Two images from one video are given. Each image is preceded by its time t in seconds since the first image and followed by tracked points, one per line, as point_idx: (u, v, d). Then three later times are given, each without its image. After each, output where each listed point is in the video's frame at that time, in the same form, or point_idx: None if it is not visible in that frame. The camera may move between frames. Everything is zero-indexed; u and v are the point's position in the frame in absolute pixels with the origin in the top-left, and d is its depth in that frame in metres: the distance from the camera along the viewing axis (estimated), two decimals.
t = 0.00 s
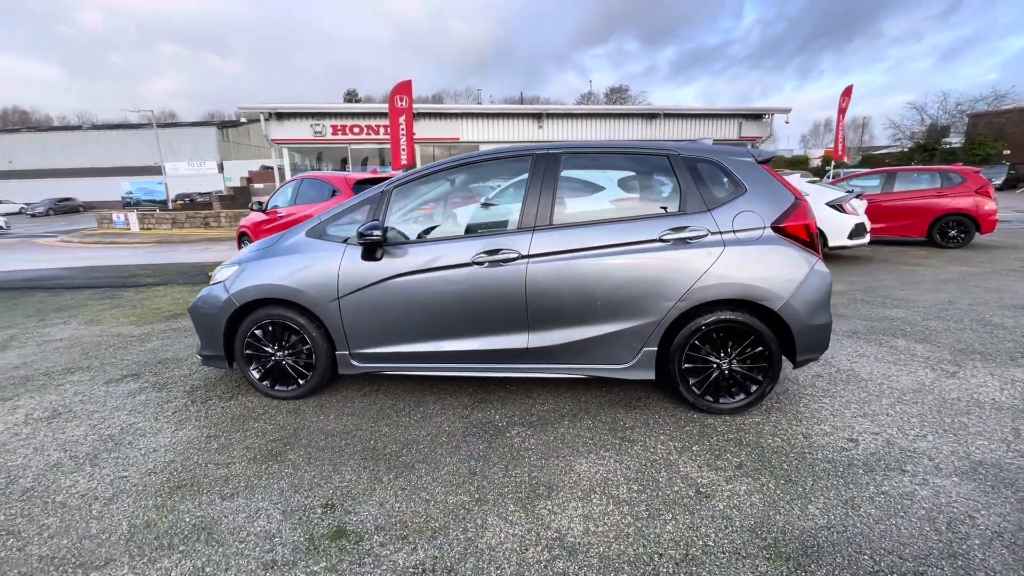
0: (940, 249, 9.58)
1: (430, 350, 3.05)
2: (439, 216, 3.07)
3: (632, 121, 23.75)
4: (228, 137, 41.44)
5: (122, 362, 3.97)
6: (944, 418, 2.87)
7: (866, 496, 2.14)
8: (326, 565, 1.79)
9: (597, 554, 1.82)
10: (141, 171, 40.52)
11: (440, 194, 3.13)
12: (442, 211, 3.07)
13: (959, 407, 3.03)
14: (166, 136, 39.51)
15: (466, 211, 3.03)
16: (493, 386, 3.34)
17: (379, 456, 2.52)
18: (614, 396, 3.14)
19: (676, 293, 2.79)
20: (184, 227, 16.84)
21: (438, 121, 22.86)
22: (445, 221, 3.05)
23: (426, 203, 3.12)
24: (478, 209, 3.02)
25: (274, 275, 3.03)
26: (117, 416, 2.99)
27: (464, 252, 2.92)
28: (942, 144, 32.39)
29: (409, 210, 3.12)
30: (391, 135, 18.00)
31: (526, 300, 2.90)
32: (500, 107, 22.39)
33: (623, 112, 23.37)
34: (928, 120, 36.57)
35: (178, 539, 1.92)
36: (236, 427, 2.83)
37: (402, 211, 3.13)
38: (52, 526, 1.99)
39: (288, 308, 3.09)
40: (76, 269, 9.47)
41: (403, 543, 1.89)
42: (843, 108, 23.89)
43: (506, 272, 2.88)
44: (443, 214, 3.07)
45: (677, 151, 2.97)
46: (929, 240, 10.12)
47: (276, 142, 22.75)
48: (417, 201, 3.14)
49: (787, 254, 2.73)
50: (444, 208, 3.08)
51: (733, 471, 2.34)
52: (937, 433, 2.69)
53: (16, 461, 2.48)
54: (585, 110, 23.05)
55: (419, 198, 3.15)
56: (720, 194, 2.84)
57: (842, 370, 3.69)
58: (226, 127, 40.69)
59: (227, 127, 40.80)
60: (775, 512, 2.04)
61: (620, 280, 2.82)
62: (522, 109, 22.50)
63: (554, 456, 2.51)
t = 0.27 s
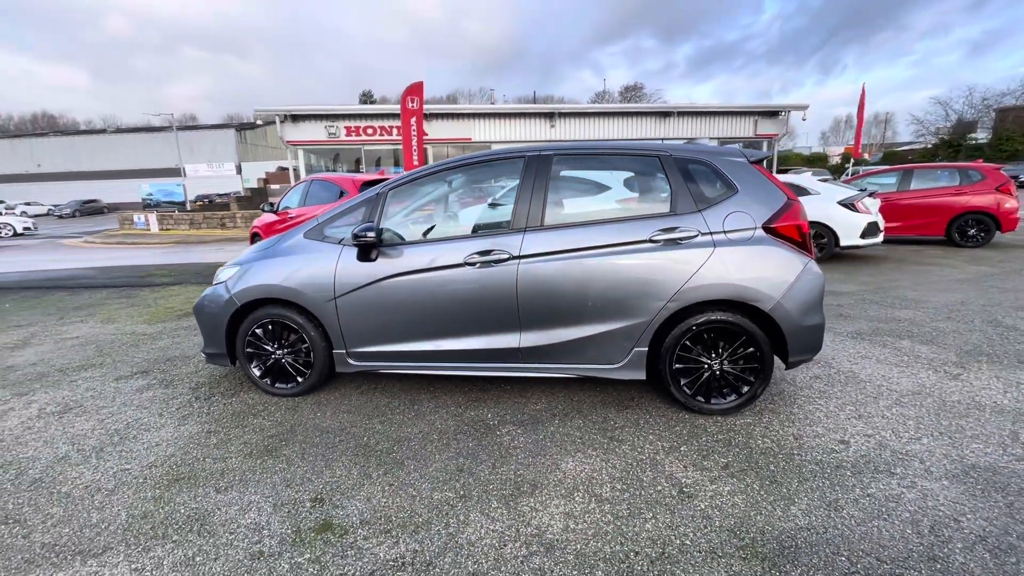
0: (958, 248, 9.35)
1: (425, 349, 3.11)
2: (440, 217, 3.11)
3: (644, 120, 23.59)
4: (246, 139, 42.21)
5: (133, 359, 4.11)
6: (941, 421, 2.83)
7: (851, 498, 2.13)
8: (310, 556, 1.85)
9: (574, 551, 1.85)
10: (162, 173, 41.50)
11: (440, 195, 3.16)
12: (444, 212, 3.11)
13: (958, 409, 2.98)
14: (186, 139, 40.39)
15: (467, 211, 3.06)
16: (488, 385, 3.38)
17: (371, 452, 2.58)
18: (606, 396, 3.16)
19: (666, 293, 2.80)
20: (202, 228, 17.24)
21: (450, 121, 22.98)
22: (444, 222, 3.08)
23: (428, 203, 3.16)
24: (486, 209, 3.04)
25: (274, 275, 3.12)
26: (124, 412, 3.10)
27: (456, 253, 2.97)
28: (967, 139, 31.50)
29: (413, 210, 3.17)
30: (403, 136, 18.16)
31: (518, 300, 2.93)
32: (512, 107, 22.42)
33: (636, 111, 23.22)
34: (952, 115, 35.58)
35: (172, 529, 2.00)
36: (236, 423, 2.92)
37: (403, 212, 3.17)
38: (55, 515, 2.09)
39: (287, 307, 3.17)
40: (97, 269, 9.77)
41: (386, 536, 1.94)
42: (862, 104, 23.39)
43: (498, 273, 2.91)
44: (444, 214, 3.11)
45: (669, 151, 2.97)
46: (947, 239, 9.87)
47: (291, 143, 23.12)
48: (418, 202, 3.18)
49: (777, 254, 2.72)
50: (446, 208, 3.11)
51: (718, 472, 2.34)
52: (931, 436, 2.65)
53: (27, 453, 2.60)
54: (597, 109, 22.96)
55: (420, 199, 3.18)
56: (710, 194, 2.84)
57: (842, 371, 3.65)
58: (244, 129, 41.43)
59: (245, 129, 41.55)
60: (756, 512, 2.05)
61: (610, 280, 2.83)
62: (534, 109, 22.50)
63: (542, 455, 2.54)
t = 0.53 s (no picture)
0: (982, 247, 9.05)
1: (423, 348, 3.12)
2: (444, 217, 3.11)
3: (659, 117, 23.36)
4: (265, 141, 42.92)
5: (145, 356, 4.22)
6: (949, 425, 2.75)
7: (847, 504, 2.08)
8: (299, 552, 1.88)
9: (560, 552, 1.85)
10: (183, 175, 42.46)
11: (443, 195, 3.16)
12: (448, 212, 3.11)
13: (968, 413, 2.89)
14: (206, 141, 41.26)
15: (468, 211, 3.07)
16: (488, 384, 3.38)
17: (366, 450, 2.61)
18: (605, 397, 3.14)
19: (664, 294, 2.77)
20: (220, 228, 17.60)
21: (463, 121, 23.06)
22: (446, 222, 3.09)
23: (432, 204, 3.16)
24: (495, 209, 3.03)
25: (276, 275, 3.17)
26: (132, 408, 3.19)
27: (453, 253, 2.97)
28: (996, 135, 30.48)
29: (417, 210, 3.18)
30: (416, 136, 18.28)
31: (514, 300, 2.93)
32: (525, 106, 22.40)
33: (650, 109, 23.00)
34: (980, 110, 34.49)
35: (168, 523, 2.04)
36: (238, 419, 2.98)
37: (407, 213, 3.19)
38: (59, 507, 2.16)
39: (289, 306, 3.22)
40: (118, 268, 10.05)
41: (374, 534, 1.96)
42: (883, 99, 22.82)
43: (494, 272, 2.92)
44: (449, 214, 3.11)
45: (666, 150, 2.94)
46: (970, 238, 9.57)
47: (307, 144, 23.45)
48: (421, 203, 3.19)
49: (777, 254, 2.67)
50: (450, 208, 3.11)
51: (713, 474, 2.31)
52: (937, 441, 2.58)
53: (37, 447, 2.69)
54: (610, 107, 22.82)
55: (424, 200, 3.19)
56: (708, 193, 2.80)
57: (849, 373, 3.57)
58: (263, 131, 42.16)
59: (264, 131, 42.26)
60: (748, 516, 2.02)
61: (607, 280, 2.81)
62: (547, 108, 22.45)
63: (536, 455, 2.54)
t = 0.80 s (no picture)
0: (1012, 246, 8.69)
1: (421, 349, 3.10)
2: (448, 216, 3.07)
3: (676, 115, 23.04)
4: (284, 143, 43.67)
5: (155, 354, 4.30)
6: (966, 433, 2.62)
7: (852, 514, 1.99)
8: (285, 553, 1.87)
9: (546, 559, 1.80)
10: (206, 177, 43.45)
11: (447, 195, 3.12)
12: (451, 211, 3.07)
13: (988, 421, 2.75)
14: (228, 143, 42.15)
15: (468, 211, 3.04)
16: (487, 385, 3.35)
17: (360, 451, 2.59)
18: (605, 399, 3.08)
19: (664, 294, 2.69)
20: (239, 229, 17.94)
21: (478, 122, 23.10)
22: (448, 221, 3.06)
23: (436, 203, 3.12)
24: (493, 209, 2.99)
25: (276, 275, 3.19)
26: (137, 405, 3.24)
27: (451, 253, 2.95)
28: None
29: (421, 210, 3.14)
30: (431, 137, 18.37)
31: (512, 300, 2.89)
32: (539, 105, 22.33)
33: (666, 107, 22.72)
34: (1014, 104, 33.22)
35: (160, 521, 2.06)
36: (237, 418, 3.00)
37: (412, 213, 3.15)
38: (57, 503, 2.20)
39: (289, 306, 3.24)
40: (139, 268, 10.31)
41: (361, 536, 1.94)
42: (910, 94, 22.13)
43: (491, 273, 2.88)
44: (453, 213, 3.07)
45: (668, 147, 2.87)
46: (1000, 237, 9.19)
47: (324, 146, 23.76)
48: (427, 202, 3.16)
49: (782, 253, 2.58)
50: (455, 208, 3.08)
51: (711, 481, 2.24)
52: (952, 450, 2.45)
53: (42, 443, 2.75)
54: (626, 106, 22.60)
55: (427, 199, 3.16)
56: (712, 191, 2.72)
57: (863, 377, 3.43)
58: (282, 133, 42.91)
59: (283, 133, 42.98)
60: (745, 525, 1.95)
61: (605, 281, 2.75)
62: (562, 107, 22.35)
63: (530, 458, 2.50)
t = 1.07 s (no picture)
0: None
1: (418, 352, 3.08)
2: (453, 217, 3.03)
3: (693, 113, 22.70)
4: (304, 144, 44.33)
5: (164, 353, 4.37)
6: (983, 447, 2.48)
7: (852, 532, 1.90)
8: (268, 559, 1.86)
9: (529, 572, 1.76)
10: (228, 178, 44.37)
11: (451, 196, 3.08)
12: (456, 212, 3.02)
13: (1007, 434, 2.61)
14: (249, 145, 42.97)
15: (468, 212, 3.00)
16: (486, 389, 3.32)
17: (353, 455, 2.58)
18: (605, 405, 3.02)
19: (663, 299, 2.62)
20: (257, 229, 18.26)
21: (493, 121, 23.10)
22: (455, 223, 3.01)
23: (440, 204, 3.08)
24: (489, 211, 2.96)
25: (276, 277, 3.21)
26: (142, 405, 3.29)
27: (446, 255, 2.92)
28: None
29: (426, 211, 3.10)
30: (445, 137, 18.42)
31: (508, 304, 2.85)
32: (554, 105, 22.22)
33: (684, 105, 22.40)
34: None
35: (150, 522, 2.08)
36: (236, 419, 3.02)
37: (417, 214, 3.11)
38: (55, 503, 2.23)
39: (289, 308, 3.25)
40: (159, 267, 10.55)
41: (345, 542, 1.93)
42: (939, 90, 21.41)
43: (488, 276, 2.84)
44: (457, 215, 3.02)
45: (667, 147, 2.80)
46: None
47: (341, 147, 24.03)
48: (431, 203, 3.11)
49: (785, 257, 2.49)
50: (459, 208, 3.03)
51: (706, 494, 2.17)
52: (966, 464, 2.33)
53: (47, 442, 2.80)
54: (642, 104, 22.35)
55: (429, 201, 3.12)
56: (712, 193, 2.64)
57: (876, 385, 3.30)
58: (302, 135, 43.57)
59: (302, 134, 43.64)
60: (739, 541, 1.87)
61: (603, 285, 2.69)
62: (577, 106, 22.21)
63: (523, 465, 2.45)
